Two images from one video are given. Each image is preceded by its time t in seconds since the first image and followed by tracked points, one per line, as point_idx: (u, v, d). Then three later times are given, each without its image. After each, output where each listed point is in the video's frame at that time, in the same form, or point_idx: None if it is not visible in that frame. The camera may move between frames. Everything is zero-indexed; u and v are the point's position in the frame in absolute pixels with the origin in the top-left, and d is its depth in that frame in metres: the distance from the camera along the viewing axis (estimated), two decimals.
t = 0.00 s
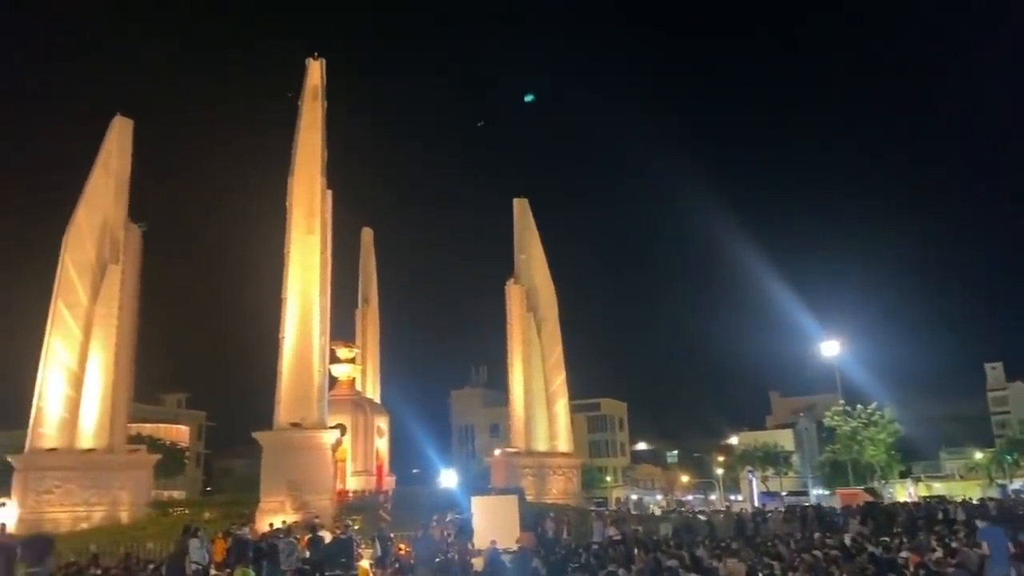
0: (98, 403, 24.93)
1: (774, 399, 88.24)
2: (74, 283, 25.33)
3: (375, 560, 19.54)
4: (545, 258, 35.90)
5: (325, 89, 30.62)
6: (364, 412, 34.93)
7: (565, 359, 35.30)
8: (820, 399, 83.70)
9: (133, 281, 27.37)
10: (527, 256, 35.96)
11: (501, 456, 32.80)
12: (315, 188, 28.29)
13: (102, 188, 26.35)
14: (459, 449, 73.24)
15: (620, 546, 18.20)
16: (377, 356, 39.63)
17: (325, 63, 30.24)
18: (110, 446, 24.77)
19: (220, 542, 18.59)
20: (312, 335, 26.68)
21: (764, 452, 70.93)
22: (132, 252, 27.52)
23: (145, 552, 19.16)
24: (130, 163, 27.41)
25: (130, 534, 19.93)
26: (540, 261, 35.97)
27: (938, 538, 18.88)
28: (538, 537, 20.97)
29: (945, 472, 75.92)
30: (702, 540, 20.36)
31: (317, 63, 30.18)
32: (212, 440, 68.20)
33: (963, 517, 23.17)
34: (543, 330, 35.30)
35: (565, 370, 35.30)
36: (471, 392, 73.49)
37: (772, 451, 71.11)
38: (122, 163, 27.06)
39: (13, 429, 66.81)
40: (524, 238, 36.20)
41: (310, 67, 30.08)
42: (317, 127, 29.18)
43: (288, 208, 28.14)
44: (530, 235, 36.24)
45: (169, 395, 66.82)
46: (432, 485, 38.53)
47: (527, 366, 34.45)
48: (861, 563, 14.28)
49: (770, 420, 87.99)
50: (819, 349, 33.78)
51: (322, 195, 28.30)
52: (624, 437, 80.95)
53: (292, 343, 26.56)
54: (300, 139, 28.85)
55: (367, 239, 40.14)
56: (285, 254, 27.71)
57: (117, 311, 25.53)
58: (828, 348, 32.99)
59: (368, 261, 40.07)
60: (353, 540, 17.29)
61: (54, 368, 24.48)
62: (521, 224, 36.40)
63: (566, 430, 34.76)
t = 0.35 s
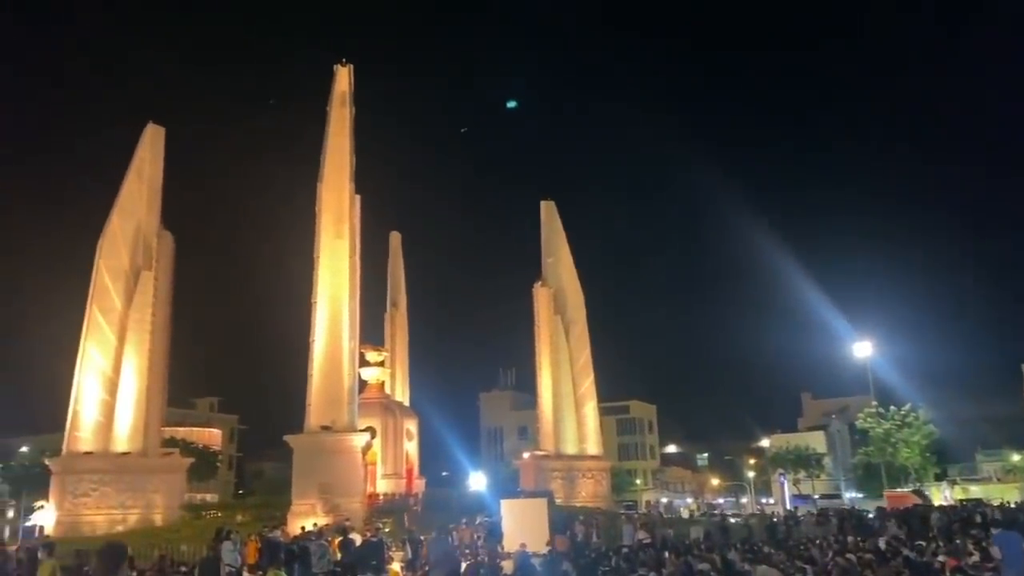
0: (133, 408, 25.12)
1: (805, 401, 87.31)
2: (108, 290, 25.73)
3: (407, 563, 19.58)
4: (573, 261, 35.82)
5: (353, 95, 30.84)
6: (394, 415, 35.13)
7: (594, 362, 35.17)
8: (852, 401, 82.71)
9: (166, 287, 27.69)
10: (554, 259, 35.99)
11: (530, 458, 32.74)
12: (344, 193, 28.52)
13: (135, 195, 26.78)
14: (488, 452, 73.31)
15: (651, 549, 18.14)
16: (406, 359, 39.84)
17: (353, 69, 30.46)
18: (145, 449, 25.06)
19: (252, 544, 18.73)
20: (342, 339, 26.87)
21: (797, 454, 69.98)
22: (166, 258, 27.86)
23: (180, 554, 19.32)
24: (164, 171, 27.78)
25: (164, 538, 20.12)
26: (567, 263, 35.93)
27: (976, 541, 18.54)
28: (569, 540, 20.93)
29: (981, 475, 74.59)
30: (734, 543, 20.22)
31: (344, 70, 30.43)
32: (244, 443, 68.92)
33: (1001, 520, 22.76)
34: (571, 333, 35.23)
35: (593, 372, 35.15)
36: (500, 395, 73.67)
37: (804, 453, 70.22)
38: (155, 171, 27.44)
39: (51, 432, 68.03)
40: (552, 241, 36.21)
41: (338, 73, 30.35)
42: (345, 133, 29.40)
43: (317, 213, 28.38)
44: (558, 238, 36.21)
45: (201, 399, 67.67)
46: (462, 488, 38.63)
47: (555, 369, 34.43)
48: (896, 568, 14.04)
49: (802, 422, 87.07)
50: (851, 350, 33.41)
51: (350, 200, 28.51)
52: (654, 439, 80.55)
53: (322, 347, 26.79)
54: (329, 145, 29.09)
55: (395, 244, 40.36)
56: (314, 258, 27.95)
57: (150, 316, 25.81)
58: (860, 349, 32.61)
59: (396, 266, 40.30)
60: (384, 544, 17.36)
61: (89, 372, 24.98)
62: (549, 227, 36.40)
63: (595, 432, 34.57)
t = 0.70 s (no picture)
0: (162, 409, 25.42)
1: (833, 401, 86.51)
2: (138, 292, 26.05)
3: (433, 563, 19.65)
4: (597, 261, 35.73)
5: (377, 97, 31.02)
6: (419, 416, 35.28)
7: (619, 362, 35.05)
8: (881, 400, 81.87)
9: (194, 289, 28.00)
10: (579, 259, 35.94)
11: (555, 459, 32.76)
12: (369, 196, 28.68)
13: (163, 199, 27.09)
14: (513, 453, 73.36)
15: (678, 551, 18.06)
16: (431, 360, 39.98)
17: (377, 72, 30.64)
18: (173, 450, 25.34)
19: (280, 544, 18.91)
20: (368, 340, 27.00)
21: (824, 454, 68.34)
22: (194, 261, 28.17)
23: (209, 554, 19.52)
24: (191, 175, 28.10)
25: (193, 538, 20.32)
26: (591, 263, 35.85)
27: (1010, 544, 18.25)
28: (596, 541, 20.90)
29: (1014, 476, 73.44)
30: (764, 544, 20.07)
31: (368, 73, 30.61)
32: (271, 444, 69.54)
33: None
34: (596, 333, 35.16)
35: (619, 373, 35.03)
36: (524, 396, 73.80)
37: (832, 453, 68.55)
38: (183, 175, 27.78)
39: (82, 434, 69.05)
40: (576, 241, 36.17)
41: (362, 76, 30.52)
42: (369, 135, 29.57)
43: (343, 215, 28.55)
44: (582, 239, 36.16)
45: (229, 400, 68.43)
46: (488, 488, 38.71)
47: (580, 370, 34.40)
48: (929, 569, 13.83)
49: (830, 422, 86.31)
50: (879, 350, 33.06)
51: (375, 203, 28.65)
52: (680, 440, 80.20)
53: (348, 349, 26.95)
54: (353, 148, 29.26)
55: (420, 245, 40.52)
56: (340, 260, 28.13)
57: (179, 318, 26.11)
58: (888, 348, 32.27)
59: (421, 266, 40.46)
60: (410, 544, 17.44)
61: (119, 373, 25.29)
62: (573, 227, 36.35)
63: (621, 433, 34.44)
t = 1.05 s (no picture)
0: (191, 408, 25.67)
1: (863, 398, 85.55)
2: (167, 292, 26.36)
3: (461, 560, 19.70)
4: (623, 258, 35.57)
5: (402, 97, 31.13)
6: (445, 414, 35.38)
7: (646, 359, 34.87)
8: (912, 397, 80.80)
9: (223, 288, 28.30)
10: (605, 256, 35.82)
11: (582, 457, 32.74)
12: (394, 194, 28.78)
13: (192, 199, 27.38)
14: (539, 451, 73.33)
15: (706, 549, 17.89)
16: (456, 359, 40.07)
17: (402, 71, 30.75)
18: (204, 448, 25.62)
19: (308, 541, 18.99)
20: (394, 337, 27.12)
21: (854, 452, 67.76)
22: (223, 261, 28.46)
23: (240, 551, 19.70)
24: (219, 176, 28.38)
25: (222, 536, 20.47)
26: (617, 260, 35.70)
27: None
28: (623, 539, 20.82)
29: None
30: (792, 543, 19.83)
31: (393, 72, 30.73)
32: (299, 441, 70.13)
33: None
34: (622, 330, 35.02)
35: (646, 370, 34.87)
36: (549, 394, 73.76)
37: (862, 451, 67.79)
38: (211, 175, 28.06)
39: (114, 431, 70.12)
40: (601, 238, 36.05)
41: (387, 75, 30.64)
42: (394, 134, 29.69)
43: (369, 214, 28.70)
44: (607, 236, 36.03)
45: (258, 398, 69.11)
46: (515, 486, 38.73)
47: (606, 367, 34.32)
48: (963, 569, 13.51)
49: (860, 419, 85.37)
50: (910, 346, 32.62)
51: (401, 201, 28.75)
52: (707, 437, 79.71)
53: (374, 347, 27.09)
54: (379, 148, 29.40)
55: (445, 243, 40.62)
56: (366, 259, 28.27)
57: (208, 317, 26.41)
58: (919, 344, 31.83)
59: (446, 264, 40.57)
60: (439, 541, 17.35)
61: (150, 372, 25.63)
62: (598, 224, 36.23)
63: (648, 430, 34.26)
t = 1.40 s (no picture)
0: (217, 403, 25.94)
1: (889, 392, 84.80)
2: (192, 287, 26.60)
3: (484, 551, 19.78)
4: (645, 251, 35.46)
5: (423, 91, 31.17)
6: (468, 408, 35.49)
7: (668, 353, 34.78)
8: (939, 391, 79.97)
9: (247, 283, 28.55)
10: (626, 250, 35.71)
11: (604, 451, 32.71)
12: (416, 189, 28.87)
13: (216, 195, 27.59)
14: (562, 445, 73.35)
15: (730, 544, 17.81)
16: (478, 353, 40.15)
17: (423, 66, 30.77)
18: (229, 442, 25.86)
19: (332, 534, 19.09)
20: (416, 332, 27.24)
21: (879, 446, 67.17)
22: (247, 256, 28.69)
23: (266, 543, 19.90)
24: (243, 172, 28.58)
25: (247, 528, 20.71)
26: (639, 254, 35.59)
27: None
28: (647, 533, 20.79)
29: None
30: (818, 538, 19.69)
31: (415, 67, 30.77)
32: (323, 435, 70.68)
33: None
34: (644, 324, 34.94)
35: (668, 363, 34.78)
36: (571, 389, 73.74)
37: (888, 446, 67.13)
38: (235, 172, 28.27)
39: (140, 426, 71.04)
40: (623, 231, 35.92)
41: (408, 71, 30.69)
42: (416, 129, 29.74)
43: (391, 209, 28.80)
44: (629, 229, 35.89)
45: (282, 393, 69.73)
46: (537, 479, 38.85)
47: (627, 361, 34.27)
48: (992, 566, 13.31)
49: (885, 414, 84.63)
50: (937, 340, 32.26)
51: (422, 196, 28.83)
52: (730, 432, 79.34)
53: (397, 341, 27.20)
54: (401, 142, 29.47)
55: (467, 237, 40.70)
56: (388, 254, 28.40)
57: (232, 312, 26.68)
58: (947, 338, 31.48)
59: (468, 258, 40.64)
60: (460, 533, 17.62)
61: (176, 366, 25.87)
62: (620, 217, 36.11)
63: (671, 424, 34.16)
